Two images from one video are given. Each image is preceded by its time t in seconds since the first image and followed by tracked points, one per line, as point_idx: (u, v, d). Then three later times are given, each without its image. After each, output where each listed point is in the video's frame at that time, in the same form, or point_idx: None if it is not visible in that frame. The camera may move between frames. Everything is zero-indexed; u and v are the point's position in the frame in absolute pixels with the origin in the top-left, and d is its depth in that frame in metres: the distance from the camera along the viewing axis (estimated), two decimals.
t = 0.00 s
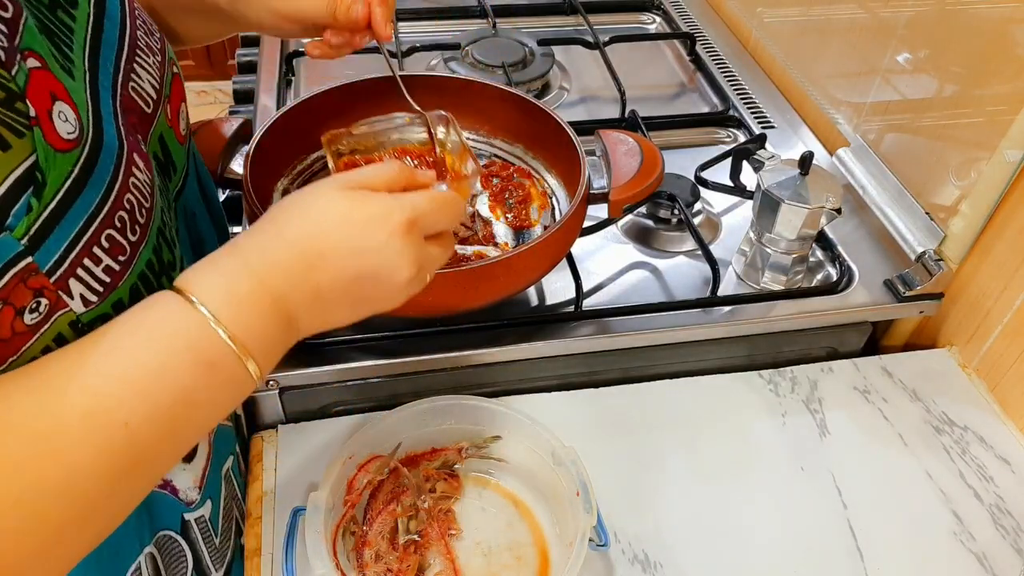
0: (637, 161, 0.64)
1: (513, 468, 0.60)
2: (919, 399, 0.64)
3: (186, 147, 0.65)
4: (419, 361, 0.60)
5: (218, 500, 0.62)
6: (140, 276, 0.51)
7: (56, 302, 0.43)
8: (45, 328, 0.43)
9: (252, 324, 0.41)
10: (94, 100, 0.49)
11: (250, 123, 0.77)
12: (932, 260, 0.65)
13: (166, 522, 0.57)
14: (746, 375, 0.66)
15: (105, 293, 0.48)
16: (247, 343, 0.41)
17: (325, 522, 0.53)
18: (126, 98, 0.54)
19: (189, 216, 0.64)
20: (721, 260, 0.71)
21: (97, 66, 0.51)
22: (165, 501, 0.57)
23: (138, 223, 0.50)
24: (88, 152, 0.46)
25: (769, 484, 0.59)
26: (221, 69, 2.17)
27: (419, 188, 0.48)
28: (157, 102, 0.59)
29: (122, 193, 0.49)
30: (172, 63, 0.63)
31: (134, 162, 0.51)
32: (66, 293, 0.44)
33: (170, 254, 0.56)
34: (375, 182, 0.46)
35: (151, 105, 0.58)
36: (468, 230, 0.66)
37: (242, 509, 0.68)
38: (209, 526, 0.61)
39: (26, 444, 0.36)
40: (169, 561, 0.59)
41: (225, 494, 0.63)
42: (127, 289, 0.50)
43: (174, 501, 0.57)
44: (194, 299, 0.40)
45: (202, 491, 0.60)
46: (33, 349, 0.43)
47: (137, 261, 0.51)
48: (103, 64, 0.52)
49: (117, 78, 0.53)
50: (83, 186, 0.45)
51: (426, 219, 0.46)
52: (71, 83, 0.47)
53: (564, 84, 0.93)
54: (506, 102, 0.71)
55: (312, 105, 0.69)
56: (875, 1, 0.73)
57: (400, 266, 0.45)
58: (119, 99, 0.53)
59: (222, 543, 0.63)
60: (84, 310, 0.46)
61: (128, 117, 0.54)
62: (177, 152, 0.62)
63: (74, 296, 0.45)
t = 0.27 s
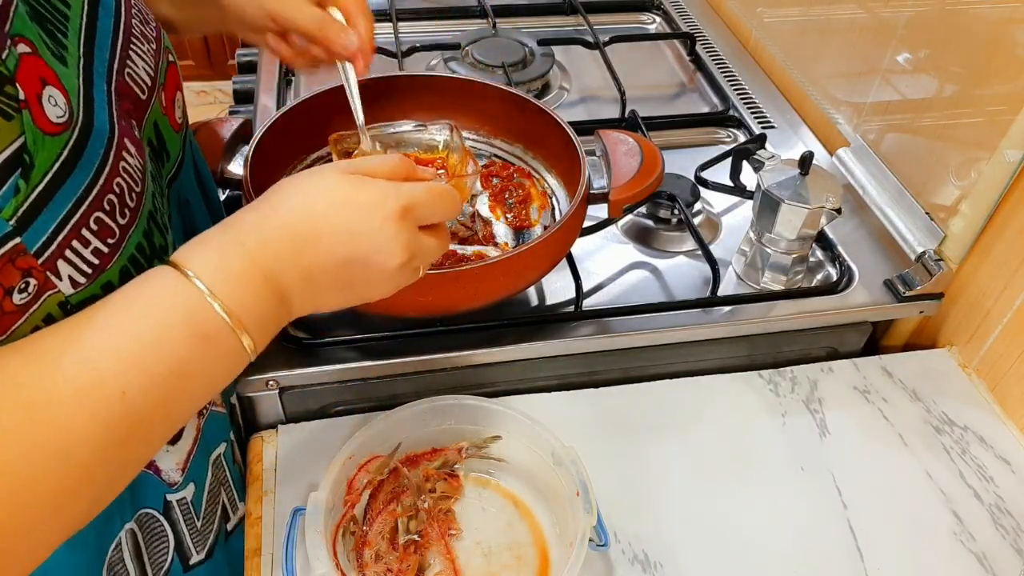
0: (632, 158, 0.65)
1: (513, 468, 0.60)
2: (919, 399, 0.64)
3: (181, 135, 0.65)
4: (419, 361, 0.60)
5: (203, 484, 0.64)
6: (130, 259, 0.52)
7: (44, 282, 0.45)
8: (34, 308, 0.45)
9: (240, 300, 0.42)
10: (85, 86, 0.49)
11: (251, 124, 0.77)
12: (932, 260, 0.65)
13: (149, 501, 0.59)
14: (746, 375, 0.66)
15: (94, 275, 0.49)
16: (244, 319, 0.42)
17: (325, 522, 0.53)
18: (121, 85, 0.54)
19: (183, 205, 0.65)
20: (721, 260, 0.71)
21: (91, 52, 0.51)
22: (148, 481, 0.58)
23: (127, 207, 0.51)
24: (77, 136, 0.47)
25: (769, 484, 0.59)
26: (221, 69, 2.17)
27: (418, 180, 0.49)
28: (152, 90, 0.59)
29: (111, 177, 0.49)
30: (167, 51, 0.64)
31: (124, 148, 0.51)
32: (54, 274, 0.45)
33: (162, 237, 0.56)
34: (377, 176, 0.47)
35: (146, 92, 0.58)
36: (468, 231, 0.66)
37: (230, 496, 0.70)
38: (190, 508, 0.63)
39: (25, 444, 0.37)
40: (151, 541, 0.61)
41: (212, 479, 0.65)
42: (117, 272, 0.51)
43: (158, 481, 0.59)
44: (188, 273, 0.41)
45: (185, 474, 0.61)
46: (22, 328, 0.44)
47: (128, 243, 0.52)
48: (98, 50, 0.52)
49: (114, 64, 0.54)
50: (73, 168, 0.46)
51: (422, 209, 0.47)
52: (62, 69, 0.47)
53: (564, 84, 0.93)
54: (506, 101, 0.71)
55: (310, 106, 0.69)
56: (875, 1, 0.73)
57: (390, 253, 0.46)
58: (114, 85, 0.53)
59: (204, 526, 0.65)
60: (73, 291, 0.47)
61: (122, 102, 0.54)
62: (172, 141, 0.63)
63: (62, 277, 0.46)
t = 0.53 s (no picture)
0: (632, 159, 0.64)
1: (513, 468, 0.60)
2: (919, 399, 0.65)
3: (183, 130, 0.65)
4: (419, 361, 0.60)
5: (209, 477, 0.65)
6: (131, 250, 0.52)
7: (49, 271, 0.45)
8: (37, 296, 0.44)
9: (253, 320, 0.43)
10: (90, 77, 0.50)
11: (251, 123, 0.77)
12: (932, 260, 0.65)
13: (156, 498, 0.60)
14: (746, 375, 0.66)
15: (96, 265, 0.49)
16: (247, 340, 0.43)
17: (325, 522, 0.53)
18: (126, 78, 0.54)
19: (185, 200, 0.65)
20: (721, 260, 0.71)
21: (95, 44, 0.52)
22: (156, 478, 0.59)
23: (130, 198, 0.51)
24: (80, 128, 0.47)
25: (769, 483, 0.59)
26: (220, 69, 2.17)
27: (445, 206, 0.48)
28: (155, 84, 0.59)
29: (114, 168, 0.50)
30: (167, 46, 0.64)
31: (127, 139, 0.52)
32: (58, 262, 0.45)
33: (163, 229, 0.57)
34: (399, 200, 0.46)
35: (149, 85, 0.58)
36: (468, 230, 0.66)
37: (234, 490, 0.71)
38: (197, 503, 0.64)
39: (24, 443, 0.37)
40: (159, 536, 0.62)
41: (216, 472, 0.67)
42: (117, 262, 0.51)
43: (165, 478, 0.60)
44: (200, 290, 0.42)
45: (190, 470, 0.63)
46: (23, 318, 0.44)
47: (130, 234, 0.52)
48: (101, 43, 0.53)
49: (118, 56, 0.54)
50: (76, 157, 0.46)
51: (443, 235, 0.46)
52: (67, 61, 0.48)
53: (564, 84, 0.93)
54: (505, 101, 0.71)
55: (310, 106, 0.69)
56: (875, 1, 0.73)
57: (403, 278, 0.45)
58: (118, 77, 0.53)
59: (211, 519, 0.67)
60: (76, 280, 0.47)
61: (127, 94, 0.54)
62: (173, 135, 0.63)
63: (66, 266, 0.46)
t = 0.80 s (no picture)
0: (633, 159, 0.64)
1: (513, 468, 0.60)
2: (919, 399, 0.64)
3: (180, 137, 0.65)
4: (419, 361, 0.60)
5: (199, 482, 0.65)
6: (116, 257, 0.52)
7: (28, 279, 0.45)
8: (17, 304, 0.45)
9: (220, 332, 0.43)
10: (81, 84, 0.50)
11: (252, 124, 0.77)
12: (932, 260, 0.65)
13: (144, 504, 0.60)
14: (746, 375, 0.66)
15: (79, 273, 0.49)
16: (212, 353, 0.43)
17: (325, 522, 0.53)
18: (121, 86, 0.55)
19: (182, 206, 0.65)
20: (721, 260, 0.71)
21: (90, 50, 0.52)
22: (144, 485, 0.59)
23: (116, 206, 0.52)
24: (67, 134, 0.48)
25: (769, 483, 0.59)
26: (221, 69, 2.18)
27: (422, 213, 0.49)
28: (153, 90, 0.59)
29: (100, 176, 0.50)
30: (168, 53, 0.63)
31: (116, 147, 0.52)
32: (38, 270, 0.46)
33: (152, 237, 0.57)
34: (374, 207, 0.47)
35: (146, 92, 0.58)
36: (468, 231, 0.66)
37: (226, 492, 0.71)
38: (188, 508, 0.64)
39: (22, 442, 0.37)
40: (149, 542, 0.62)
41: (206, 477, 0.66)
42: (100, 271, 0.51)
43: (153, 484, 0.60)
44: (165, 301, 0.42)
45: (180, 475, 0.62)
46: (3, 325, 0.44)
47: (114, 242, 0.52)
48: (98, 50, 0.53)
49: (115, 62, 0.55)
50: (62, 164, 0.47)
51: (418, 243, 0.46)
52: (59, 68, 0.48)
53: (564, 84, 0.93)
54: (505, 101, 0.71)
55: (309, 108, 0.68)
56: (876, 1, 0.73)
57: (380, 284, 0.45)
58: (114, 83, 0.54)
59: (202, 523, 0.67)
60: (57, 288, 0.47)
61: (122, 101, 0.54)
62: (171, 142, 0.62)
63: (47, 273, 0.46)
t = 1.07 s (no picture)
0: (635, 160, 0.64)
1: (513, 468, 0.60)
2: (919, 399, 0.64)
3: (181, 139, 0.65)
4: (419, 361, 0.60)
5: (196, 489, 0.65)
6: (109, 261, 0.52)
7: (19, 284, 0.45)
8: (8, 310, 0.44)
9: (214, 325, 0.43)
10: (76, 87, 0.51)
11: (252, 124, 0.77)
12: (932, 260, 0.65)
13: (142, 510, 0.60)
14: (746, 375, 0.66)
15: (70, 279, 0.49)
16: (204, 348, 0.43)
17: (325, 522, 0.53)
18: (119, 89, 0.55)
19: (179, 209, 0.64)
20: (721, 260, 0.71)
21: (87, 54, 0.53)
22: (142, 491, 0.59)
23: (110, 209, 0.52)
24: (62, 137, 0.48)
25: (769, 483, 0.59)
26: (221, 69, 2.18)
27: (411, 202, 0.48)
28: (152, 93, 0.60)
29: (95, 178, 0.50)
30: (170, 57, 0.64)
31: (111, 150, 0.52)
32: (29, 274, 0.45)
33: (148, 240, 0.57)
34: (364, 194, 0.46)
35: (145, 95, 0.58)
36: (469, 232, 0.66)
37: (224, 498, 0.71)
38: (185, 513, 0.64)
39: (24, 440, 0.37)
40: (147, 547, 0.62)
41: (204, 482, 0.66)
42: (93, 276, 0.51)
43: (151, 490, 0.60)
44: (155, 296, 0.42)
45: (179, 480, 0.62)
46: None
47: (108, 246, 0.52)
48: (96, 53, 0.54)
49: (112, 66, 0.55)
50: (57, 167, 0.47)
51: (409, 232, 0.45)
52: (53, 71, 0.49)
53: (564, 84, 0.93)
54: (505, 101, 0.71)
55: (308, 108, 0.68)
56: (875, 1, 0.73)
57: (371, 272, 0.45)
58: (111, 86, 0.54)
59: (200, 529, 0.67)
60: (48, 294, 0.47)
61: (120, 104, 0.55)
62: (171, 145, 0.63)
63: (37, 279, 0.46)
